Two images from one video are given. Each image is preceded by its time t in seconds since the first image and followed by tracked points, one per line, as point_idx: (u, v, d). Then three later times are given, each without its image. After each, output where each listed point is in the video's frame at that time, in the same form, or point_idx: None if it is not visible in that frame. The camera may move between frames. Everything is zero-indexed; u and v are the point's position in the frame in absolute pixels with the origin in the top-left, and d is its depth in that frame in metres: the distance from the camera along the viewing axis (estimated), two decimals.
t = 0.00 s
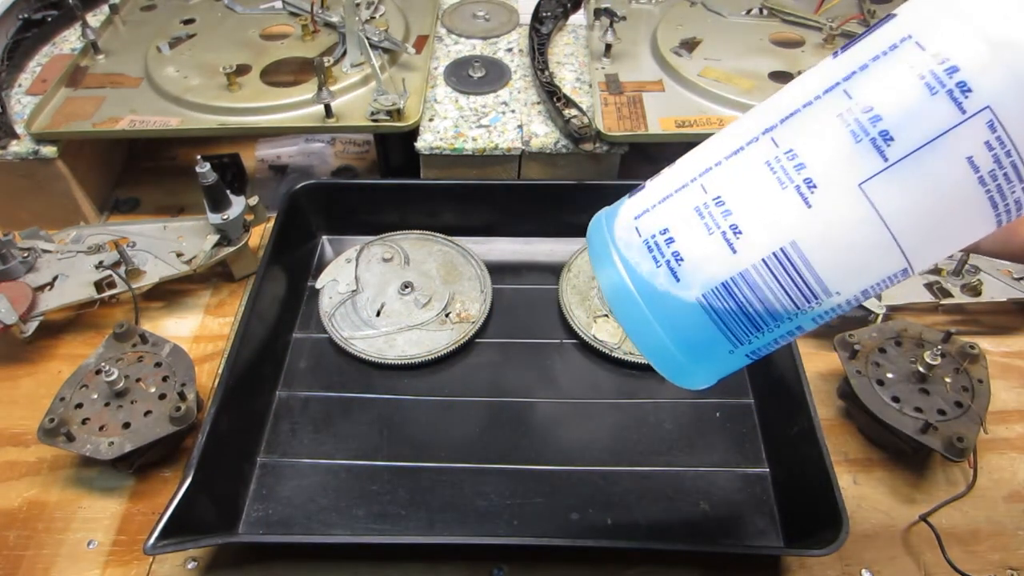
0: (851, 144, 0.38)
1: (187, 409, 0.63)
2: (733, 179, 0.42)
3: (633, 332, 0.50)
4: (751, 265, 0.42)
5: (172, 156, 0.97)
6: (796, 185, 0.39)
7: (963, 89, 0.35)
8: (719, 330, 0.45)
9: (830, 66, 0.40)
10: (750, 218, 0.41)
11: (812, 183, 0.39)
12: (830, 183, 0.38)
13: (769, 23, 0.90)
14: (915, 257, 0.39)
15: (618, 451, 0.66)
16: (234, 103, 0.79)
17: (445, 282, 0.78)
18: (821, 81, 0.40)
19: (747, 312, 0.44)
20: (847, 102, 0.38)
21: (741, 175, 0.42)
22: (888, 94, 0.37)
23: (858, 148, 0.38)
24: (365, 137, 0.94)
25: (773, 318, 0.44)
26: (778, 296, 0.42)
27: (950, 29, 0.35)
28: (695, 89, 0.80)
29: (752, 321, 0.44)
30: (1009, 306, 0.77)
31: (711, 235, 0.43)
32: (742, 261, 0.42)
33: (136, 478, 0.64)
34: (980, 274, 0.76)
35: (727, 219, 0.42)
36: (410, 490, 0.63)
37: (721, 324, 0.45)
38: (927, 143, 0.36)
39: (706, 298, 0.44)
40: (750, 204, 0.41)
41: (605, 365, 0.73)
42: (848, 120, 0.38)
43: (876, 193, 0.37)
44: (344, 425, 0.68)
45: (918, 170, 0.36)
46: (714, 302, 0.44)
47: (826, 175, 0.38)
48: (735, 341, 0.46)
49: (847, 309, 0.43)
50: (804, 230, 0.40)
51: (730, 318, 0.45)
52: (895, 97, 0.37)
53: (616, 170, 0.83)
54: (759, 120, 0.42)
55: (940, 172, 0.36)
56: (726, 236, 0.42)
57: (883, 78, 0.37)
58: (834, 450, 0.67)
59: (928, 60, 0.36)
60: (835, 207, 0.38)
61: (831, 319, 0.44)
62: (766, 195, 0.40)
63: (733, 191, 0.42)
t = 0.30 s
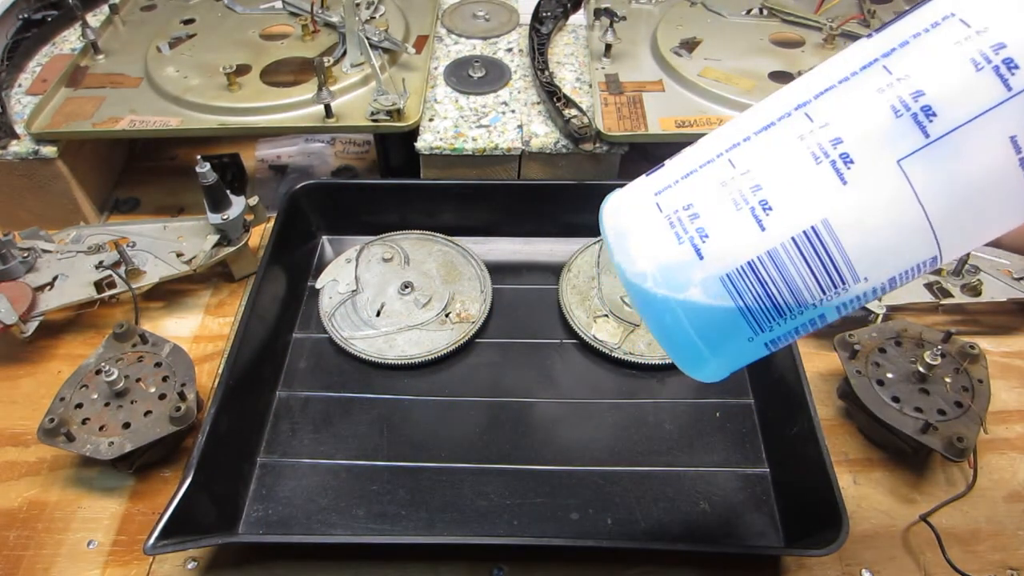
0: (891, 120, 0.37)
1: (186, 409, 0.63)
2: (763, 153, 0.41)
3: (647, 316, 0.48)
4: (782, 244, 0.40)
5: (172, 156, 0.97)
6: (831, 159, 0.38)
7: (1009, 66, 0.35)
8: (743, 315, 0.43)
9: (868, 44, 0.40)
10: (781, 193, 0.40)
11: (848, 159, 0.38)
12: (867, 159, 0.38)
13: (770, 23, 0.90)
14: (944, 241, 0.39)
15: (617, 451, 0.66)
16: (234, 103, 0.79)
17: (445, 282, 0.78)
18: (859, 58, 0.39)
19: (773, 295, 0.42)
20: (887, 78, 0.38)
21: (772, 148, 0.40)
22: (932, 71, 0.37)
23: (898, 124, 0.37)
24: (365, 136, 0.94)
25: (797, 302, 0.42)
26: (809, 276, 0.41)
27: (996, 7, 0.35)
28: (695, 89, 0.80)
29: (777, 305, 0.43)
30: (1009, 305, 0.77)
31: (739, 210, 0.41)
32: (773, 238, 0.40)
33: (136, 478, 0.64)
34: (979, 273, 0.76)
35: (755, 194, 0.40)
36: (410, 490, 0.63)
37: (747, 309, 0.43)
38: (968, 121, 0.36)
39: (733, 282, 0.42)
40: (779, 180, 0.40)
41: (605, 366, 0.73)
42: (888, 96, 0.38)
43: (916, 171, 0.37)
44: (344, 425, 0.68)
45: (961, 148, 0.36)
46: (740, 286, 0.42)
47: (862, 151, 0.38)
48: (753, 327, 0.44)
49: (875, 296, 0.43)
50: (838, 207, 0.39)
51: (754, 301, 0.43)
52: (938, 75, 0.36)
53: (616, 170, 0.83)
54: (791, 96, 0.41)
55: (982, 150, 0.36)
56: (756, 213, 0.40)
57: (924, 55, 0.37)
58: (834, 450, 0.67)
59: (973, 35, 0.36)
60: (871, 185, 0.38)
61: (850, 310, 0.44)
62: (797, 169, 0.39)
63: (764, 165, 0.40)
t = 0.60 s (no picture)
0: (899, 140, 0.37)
1: (187, 409, 0.63)
2: (775, 175, 0.41)
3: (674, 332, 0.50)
4: (798, 264, 0.41)
5: (172, 156, 0.97)
6: (842, 181, 0.39)
7: (1016, 81, 0.34)
8: (765, 329, 0.44)
9: (876, 57, 0.39)
10: (795, 216, 0.40)
11: (858, 180, 0.38)
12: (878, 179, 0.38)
13: (769, 23, 0.90)
14: (962, 255, 0.38)
15: (617, 451, 0.66)
16: (234, 103, 0.79)
17: (445, 282, 0.78)
18: (868, 73, 0.39)
19: (793, 311, 0.43)
20: (895, 96, 0.37)
21: (783, 170, 0.41)
22: (939, 88, 0.36)
23: (907, 144, 0.37)
24: (365, 136, 0.94)
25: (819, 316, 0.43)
26: (827, 292, 0.41)
27: (1003, 19, 0.34)
28: (695, 89, 0.80)
29: (798, 319, 0.43)
30: (1009, 306, 0.77)
31: (755, 234, 0.42)
32: (788, 258, 0.41)
33: (136, 478, 0.64)
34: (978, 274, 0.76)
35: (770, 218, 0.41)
36: (410, 490, 0.63)
37: (769, 325, 0.44)
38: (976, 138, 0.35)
39: (753, 299, 0.43)
40: (792, 202, 0.40)
41: (605, 366, 0.73)
42: (896, 115, 0.37)
43: (926, 189, 0.37)
44: (344, 425, 0.68)
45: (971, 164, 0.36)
46: (762, 302, 0.43)
47: (873, 171, 0.38)
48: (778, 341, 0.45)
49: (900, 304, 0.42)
50: (850, 228, 0.39)
51: (775, 316, 0.43)
52: (946, 91, 0.36)
53: (616, 170, 0.83)
54: (801, 114, 0.41)
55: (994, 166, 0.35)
56: (771, 236, 0.41)
57: (931, 71, 0.36)
58: (834, 450, 0.67)
59: (980, 50, 0.35)
60: (881, 205, 0.38)
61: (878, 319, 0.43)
62: (808, 192, 0.40)
63: (776, 188, 0.41)
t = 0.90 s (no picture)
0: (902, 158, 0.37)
1: (187, 409, 0.63)
2: (781, 198, 0.42)
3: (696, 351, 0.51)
4: (813, 285, 0.41)
5: (172, 156, 0.97)
6: (850, 202, 0.39)
7: (1016, 89, 0.33)
8: (783, 345, 0.45)
9: (873, 69, 0.39)
10: (806, 239, 0.41)
11: (865, 199, 0.38)
12: (885, 198, 0.38)
13: (769, 23, 0.90)
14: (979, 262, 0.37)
15: (617, 451, 0.66)
16: (234, 103, 0.79)
17: (445, 282, 0.78)
18: (866, 89, 0.39)
19: (811, 327, 0.43)
20: (895, 111, 0.37)
21: (790, 192, 0.41)
22: (938, 101, 0.36)
23: (910, 161, 0.37)
24: (365, 136, 0.94)
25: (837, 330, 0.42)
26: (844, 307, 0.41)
27: (996, 26, 0.34)
28: (695, 89, 0.80)
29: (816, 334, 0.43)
30: (1009, 306, 0.77)
31: (768, 258, 0.42)
32: (803, 280, 0.42)
33: (136, 479, 0.64)
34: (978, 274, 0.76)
35: (781, 242, 0.42)
36: (410, 490, 0.63)
37: (792, 343, 0.44)
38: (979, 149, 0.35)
39: (772, 321, 0.44)
40: (801, 225, 0.41)
41: (605, 366, 0.73)
42: (898, 132, 0.37)
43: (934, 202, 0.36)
44: (344, 425, 0.68)
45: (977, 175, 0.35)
46: (779, 322, 0.44)
47: (879, 190, 0.38)
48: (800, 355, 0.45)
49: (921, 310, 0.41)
50: (860, 248, 0.39)
51: (793, 333, 0.44)
52: (944, 104, 0.35)
53: (616, 170, 0.83)
54: (804, 133, 0.42)
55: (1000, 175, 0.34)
56: (784, 260, 0.42)
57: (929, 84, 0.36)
58: (834, 450, 0.67)
59: (976, 60, 0.34)
60: (891, 222, 0.38)
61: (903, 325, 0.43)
62: (817, 215, 0.40)
63: (784, 212, 0.41)
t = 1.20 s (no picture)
0: (889, 165, 0.37)
1: (187, 409, 0.63)
2: (770, 207, 0.42)
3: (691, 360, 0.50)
4: (805, 294, 0.41)
5: (172, 156, 0.97)
6: (838, 211, 0.39)
7: (1001, 93, 0.33)
8: (777, 353, 0.44)
9: (858, 75, 0.39)
10: (795, 248, 0.41)
11: (854, 208, 0.38)
12: (873, 206, 0.38)
13: (769, 23, 0.90)
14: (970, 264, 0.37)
15: (617, 451, 0.66)
16: (234, 103, 0.79)
17: (445, 281, 0.78)
18: (851, 96, 0.39)
19: (804, 335, 0.43)
20: (880, 118, 0.37)
21: (779, 201, 0.41)
22: (923, 108, 0.36)
23: (898, 168, 0.37)
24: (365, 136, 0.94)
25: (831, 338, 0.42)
26: (837, 316, 0.41)
27: (979, 30, 0.34)
28: (695, 89, 0.80)
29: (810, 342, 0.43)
30: (1008, 305, 0.77)
31: (758, 268, 0.43)
32: (794, 290, 0.41)
33: (136, 479, 0.64)
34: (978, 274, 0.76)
35: (771, 252, 0.42)
36: (410, 490, 0.63)
37: (784, 351, 0.44)
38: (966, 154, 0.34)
39: (763, 330, 0.44)
40: (791, 235, 0.41)
41: (605, 365, 0.73)
42: (884, 138, 0.37)
43: (922, 207, 0.36)
44: (344, 425, 0.68)
45: (965, 179, 0.35)
46: (771, 330, 0.44)
47: (867, 198, 0.38)
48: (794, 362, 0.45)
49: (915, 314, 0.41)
50: (850, 256, 0.39)
51: (786, 341, 0.44)
52: (930, 110, 0.35)
53: (616, 170, 0.83)
54: (791, 142, 0.42)
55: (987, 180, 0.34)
56: (774, 270, 0.42)
57: (914, 90, 0.36)
58: (834, 450, 0.67)
59: (961, 65, 0.34)
60: (880, 229, 0.38)
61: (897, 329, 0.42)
62: (806, 224, 0.40)
63: (773, 221, 0.41)
